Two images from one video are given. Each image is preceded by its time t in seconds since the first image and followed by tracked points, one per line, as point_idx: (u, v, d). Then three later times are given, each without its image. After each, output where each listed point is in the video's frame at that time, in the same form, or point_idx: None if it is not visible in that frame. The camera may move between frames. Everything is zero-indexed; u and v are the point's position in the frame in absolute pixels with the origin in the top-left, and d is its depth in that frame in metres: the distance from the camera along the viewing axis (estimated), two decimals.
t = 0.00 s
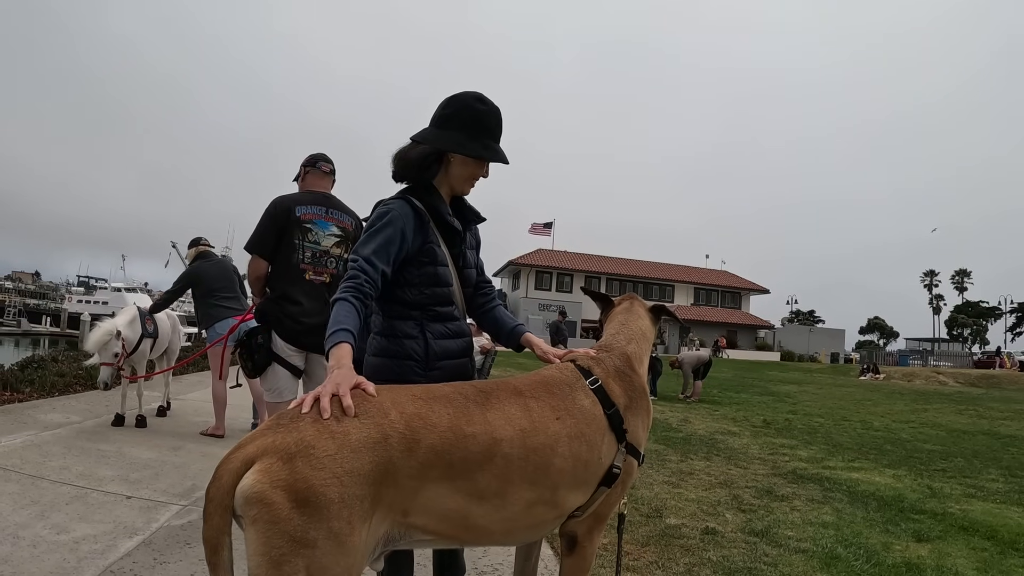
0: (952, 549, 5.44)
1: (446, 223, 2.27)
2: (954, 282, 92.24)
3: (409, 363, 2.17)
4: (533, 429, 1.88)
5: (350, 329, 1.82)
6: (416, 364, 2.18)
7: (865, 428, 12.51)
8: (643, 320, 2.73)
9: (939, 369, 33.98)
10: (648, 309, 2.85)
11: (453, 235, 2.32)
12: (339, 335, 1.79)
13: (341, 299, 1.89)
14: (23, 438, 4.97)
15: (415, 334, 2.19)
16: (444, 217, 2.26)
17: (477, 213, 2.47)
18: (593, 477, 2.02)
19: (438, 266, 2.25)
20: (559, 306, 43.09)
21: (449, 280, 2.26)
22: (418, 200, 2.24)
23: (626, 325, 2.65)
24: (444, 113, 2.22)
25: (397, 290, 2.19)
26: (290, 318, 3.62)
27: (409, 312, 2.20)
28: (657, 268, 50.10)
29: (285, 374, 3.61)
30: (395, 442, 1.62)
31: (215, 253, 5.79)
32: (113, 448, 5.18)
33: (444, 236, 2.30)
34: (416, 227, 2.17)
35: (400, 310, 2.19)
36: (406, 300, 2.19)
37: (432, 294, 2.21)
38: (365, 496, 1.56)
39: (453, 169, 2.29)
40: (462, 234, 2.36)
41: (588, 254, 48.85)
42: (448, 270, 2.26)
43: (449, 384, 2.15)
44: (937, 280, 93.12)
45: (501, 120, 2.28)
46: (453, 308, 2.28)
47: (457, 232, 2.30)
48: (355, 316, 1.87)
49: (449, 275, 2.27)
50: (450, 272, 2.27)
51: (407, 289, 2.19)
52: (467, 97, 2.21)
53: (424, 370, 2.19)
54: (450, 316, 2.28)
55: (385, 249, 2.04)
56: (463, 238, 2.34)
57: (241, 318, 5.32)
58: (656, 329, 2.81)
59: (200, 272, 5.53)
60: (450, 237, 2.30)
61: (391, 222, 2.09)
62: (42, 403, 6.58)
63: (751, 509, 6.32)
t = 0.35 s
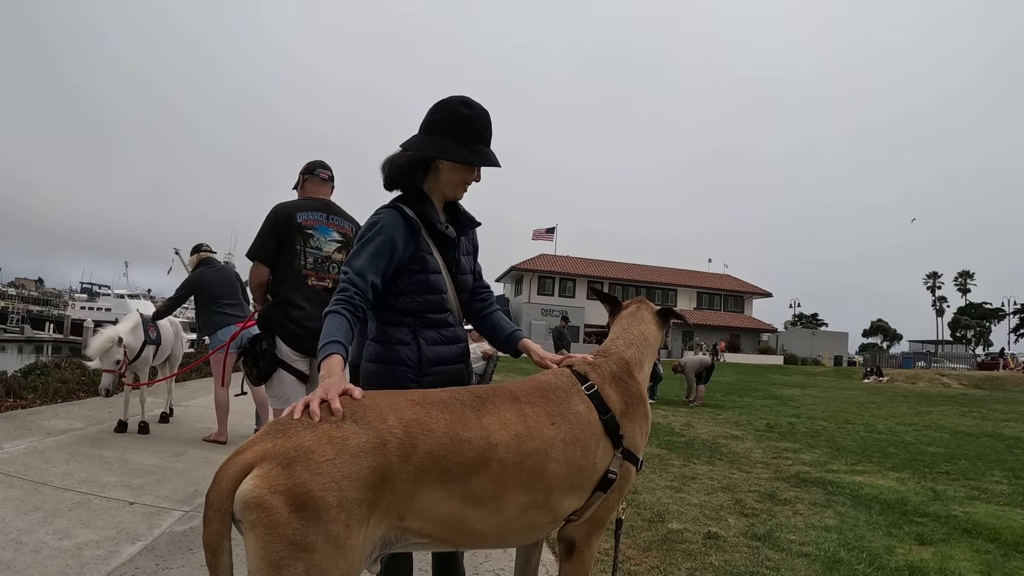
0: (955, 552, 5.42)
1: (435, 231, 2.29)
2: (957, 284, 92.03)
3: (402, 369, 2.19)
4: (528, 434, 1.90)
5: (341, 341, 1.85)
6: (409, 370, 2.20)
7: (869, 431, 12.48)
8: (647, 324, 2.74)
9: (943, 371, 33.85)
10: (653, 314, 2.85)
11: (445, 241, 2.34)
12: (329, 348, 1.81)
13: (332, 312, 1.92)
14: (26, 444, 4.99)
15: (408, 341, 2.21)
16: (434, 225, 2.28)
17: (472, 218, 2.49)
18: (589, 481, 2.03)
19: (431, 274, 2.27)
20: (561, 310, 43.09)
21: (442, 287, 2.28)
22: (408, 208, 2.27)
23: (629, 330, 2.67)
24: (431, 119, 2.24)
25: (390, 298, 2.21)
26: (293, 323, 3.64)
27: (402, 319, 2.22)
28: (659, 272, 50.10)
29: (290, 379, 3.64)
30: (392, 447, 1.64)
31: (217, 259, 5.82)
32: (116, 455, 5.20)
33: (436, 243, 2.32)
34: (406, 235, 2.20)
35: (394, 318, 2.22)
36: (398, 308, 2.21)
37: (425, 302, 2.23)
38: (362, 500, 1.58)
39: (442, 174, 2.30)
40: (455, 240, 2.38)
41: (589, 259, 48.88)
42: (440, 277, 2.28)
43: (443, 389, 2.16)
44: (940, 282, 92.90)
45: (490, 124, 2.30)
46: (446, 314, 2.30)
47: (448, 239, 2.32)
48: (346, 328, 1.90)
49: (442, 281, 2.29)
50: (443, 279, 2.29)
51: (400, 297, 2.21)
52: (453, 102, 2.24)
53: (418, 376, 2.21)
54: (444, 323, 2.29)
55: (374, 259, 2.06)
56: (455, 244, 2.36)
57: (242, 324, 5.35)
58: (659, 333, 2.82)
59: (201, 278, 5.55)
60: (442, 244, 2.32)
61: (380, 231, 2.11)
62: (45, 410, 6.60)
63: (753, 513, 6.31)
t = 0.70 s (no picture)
0: (957, 554, 5.42)
1: (435, 238, 2.32)
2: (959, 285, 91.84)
3: (401, 373, 2.22)
4: (524, 437, 1.92)
5: (339, 348, 1.88)
6: (407, 374, 2.23)
7: (872, 433, 12.46)
8: (645, 325, 2.77)
9: (947, 372, 33.76)
10: (652, 315, 2.87)
11: (445, 248, 2.37)
12: (328, 353, 1.83)
13: (332, 318, 1.96)
14: (29, 449, 5.02)
15: (407, 346, 2.24)
16: (433, 232, 2.31)
17: (470, 224, 2.52)
18: (586, 484, 2.05)
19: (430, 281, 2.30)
20: (563, 313, 43.11)
21: (440, 293, 2.31)
22: (405, 215, 2.30)
23: (627, 333, 2.69)
24: (427, 127, 2.28)
25: (389, 304, 2.24)
26: (297, 327, 3.67)
27: (401, 325, 2.26)
28: (661, 275, 50.11)
29: (294, 384, 3.66)
30: (389, 450, 1.67)
31: (220, 265, 5.86)
32: (118, 459, 5.23)
33: (435, 250, 2.35)
34: (404, 243, 2.23)
35: (394, 323, 2.25)
36: (398, 313, 2.25)
37: (423, 308, 2.26)
38: (360, 503, 1.61)
39: (438, 180, 2.34)
40: (454, 246, 2.41)
41: (591, 262, 48.92)
42: (439, 283, 2.31)
43: (438, 392, 2.21)
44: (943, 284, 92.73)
45: (485, 131, 2.31)
46: (445, 319, 2.32)
47: (448, 245, 2.34)
48: (343, 335, 1.93)
49: (441, 287, 2.32)
50: (441, 286, 2.32)
51: (398, 304, 2.25)
52: (448, 109, 2.27)
53: (417, 381, 2.24)
54: (442, 328, 2.32)
55: (372, 266, 2.10)
56: (454, 250, 2.38)
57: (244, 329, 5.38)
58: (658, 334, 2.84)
59: (204, 284, 5.59)
60: (442, 251, 2.35)
61: (377, 240, 2.15)
62: (48, 415, 6.64)
63: (755, 515, 6.32)
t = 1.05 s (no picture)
0: (955, 553, 5.44)
1: (433, 239, 2.34)
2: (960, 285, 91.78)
3: (397, 372, 2.25)
4: (518, 435, 1.94)
5: (339, 348, 1.91)
6: (404, 373, 2.25)
7: (871, 433, 12.48)
8: (639, 324, 2.79)
9: (947, 372, 33.77)
10: (648, 313, 2.89)
11: (443, 249, 2.38)
12: (328, 353, 1.86)
13: (332, 319, 1.99)
14: (30, 450, 5.04)
15: (404, 345, 2.27)
16: (429, 232, 2.33)
17: (469, 226, 2.54)
18: (579, 482, 2.07)
19: (428, 281, 2.32)
20: (563, 314, 43.13)
21: (437, 294, 2.33)
22: (403, 216, 2.33)
23: (622, 332, 2.72)
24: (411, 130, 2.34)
25: (387, 304, 2.27)
26: (295, 328, 3.69)
27: (399, 324, 2.28)
28: (661, 275, 50.12)
29: (292, 385, 3.68)
30: (383, 448, 1.69)
31: (221, 266, 5.88)
32: (118, 459, 5.25)
33: (434, 251, 2.37)
34: (402, 245, 2.26)
35: (392, 323, 2.28)
36: (395, 313, 2.28)
37: (419, 308, 2.28)
38: (354, 501, 1.63)
39: (426, 175, 2.35)
40: (452, 247, 2.42)
41: (591, 263, 48.95)
42: (436, 284, 2.33)
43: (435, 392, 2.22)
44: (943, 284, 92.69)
45: (465, 117, 2.29)
46: (442, 320, 2.34)
47: (446, 246, 2.36)
48: (343, 334, 1.97)
49: (438, 288, 2.33)
50: (438, 286, 2.33)
51: (396, 304, 2.27)
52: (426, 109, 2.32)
53: (413, 379, 2.26)
54: (439, 328, 2.34)
55: (370, 267, 2.13)
56: (453, 251, 2.40)
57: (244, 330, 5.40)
58: (654, 334, 2.85)
59: (205, 284, 5.61)
60: (440, 252, 2.37)
61: (375, 240, 2.17)
62: (48, 415, 6.66)
63: (753, 515, 6.34)
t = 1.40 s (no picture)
0: (954, 553, 5.45)
1: (430, 239, 2.35)
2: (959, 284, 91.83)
3: (390, 371, 2.28)
4: (512, 433, 1.96)
5: (339, 348, 1.98)
6: (397, 372, 2.28)
7: (870, 433, 12.49)
8: (632, 320, 2.79)
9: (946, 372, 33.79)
10: (640, 309, 2.89)
11: (441, 250, 2.39)
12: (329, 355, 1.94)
13: (332, 320, 2.04)
14: (30, 450, 5.05)
15: (397, 344, 2.30)
16: (425, 232, 2.34)
17: (470, 226, 2.55)
18: (573, 480, 2.09)
19: (423, 282, 2.33)
20: (563, 314, 43.14)
21: (433, 295, 2.34)
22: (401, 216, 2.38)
23: (615, 330, 2.72)
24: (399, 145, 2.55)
25: (383, 304, 2.31)
26: (293, 329, 3.70)
27: (394, 324, 2.32)
28: (660, 275, 50.14)
29: (289, 385, 3.69)
30: (380, 446, 1.70)
31: (221, 266, 5.89)
32: (117, 459, 5.26)
33: (432, 252, 2.38)
34: (397, 246, 2.29)
35: (387, 322, 2.32)
36: (390, 313, 2.31)
37: (414, 309, 2.30)
38: (351, 499, 1.65)
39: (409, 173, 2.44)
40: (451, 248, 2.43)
41: (591, 263, 48.96)
42: (432, 284, 2.34)
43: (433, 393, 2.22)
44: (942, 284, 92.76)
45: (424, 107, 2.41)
46: (437, 321, 2.36)
47: (444, 247, 2.37)
48: (345, 336, 2.02)
49: (434, 289, 2.34)
50: (433, 287, 2.34)
51: (391, 304, 2.30)
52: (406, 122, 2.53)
53: (405, 379, 2.29)
54: (435, 329, 2.36)
55: (366, 267, 2.16)
56: (451, 252, 2.40)
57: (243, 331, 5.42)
58: (647, 330, 2.84)
59: (205, 285, 5.63)
60: (438, 253, 2.38)
61: (370, 241, 2.20)
62: (48, 415, 6.67)
63: (752, 515, 6.35)
